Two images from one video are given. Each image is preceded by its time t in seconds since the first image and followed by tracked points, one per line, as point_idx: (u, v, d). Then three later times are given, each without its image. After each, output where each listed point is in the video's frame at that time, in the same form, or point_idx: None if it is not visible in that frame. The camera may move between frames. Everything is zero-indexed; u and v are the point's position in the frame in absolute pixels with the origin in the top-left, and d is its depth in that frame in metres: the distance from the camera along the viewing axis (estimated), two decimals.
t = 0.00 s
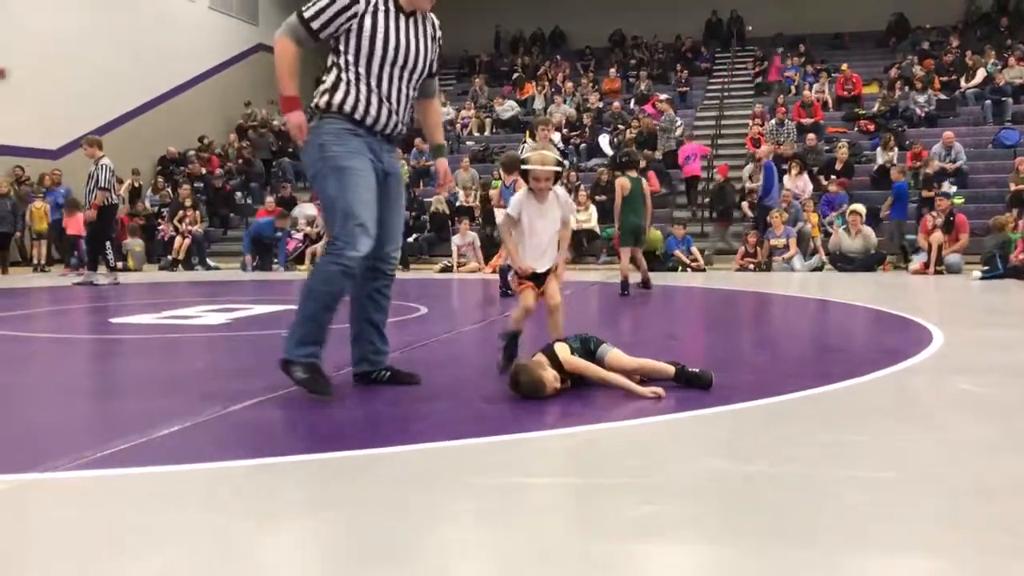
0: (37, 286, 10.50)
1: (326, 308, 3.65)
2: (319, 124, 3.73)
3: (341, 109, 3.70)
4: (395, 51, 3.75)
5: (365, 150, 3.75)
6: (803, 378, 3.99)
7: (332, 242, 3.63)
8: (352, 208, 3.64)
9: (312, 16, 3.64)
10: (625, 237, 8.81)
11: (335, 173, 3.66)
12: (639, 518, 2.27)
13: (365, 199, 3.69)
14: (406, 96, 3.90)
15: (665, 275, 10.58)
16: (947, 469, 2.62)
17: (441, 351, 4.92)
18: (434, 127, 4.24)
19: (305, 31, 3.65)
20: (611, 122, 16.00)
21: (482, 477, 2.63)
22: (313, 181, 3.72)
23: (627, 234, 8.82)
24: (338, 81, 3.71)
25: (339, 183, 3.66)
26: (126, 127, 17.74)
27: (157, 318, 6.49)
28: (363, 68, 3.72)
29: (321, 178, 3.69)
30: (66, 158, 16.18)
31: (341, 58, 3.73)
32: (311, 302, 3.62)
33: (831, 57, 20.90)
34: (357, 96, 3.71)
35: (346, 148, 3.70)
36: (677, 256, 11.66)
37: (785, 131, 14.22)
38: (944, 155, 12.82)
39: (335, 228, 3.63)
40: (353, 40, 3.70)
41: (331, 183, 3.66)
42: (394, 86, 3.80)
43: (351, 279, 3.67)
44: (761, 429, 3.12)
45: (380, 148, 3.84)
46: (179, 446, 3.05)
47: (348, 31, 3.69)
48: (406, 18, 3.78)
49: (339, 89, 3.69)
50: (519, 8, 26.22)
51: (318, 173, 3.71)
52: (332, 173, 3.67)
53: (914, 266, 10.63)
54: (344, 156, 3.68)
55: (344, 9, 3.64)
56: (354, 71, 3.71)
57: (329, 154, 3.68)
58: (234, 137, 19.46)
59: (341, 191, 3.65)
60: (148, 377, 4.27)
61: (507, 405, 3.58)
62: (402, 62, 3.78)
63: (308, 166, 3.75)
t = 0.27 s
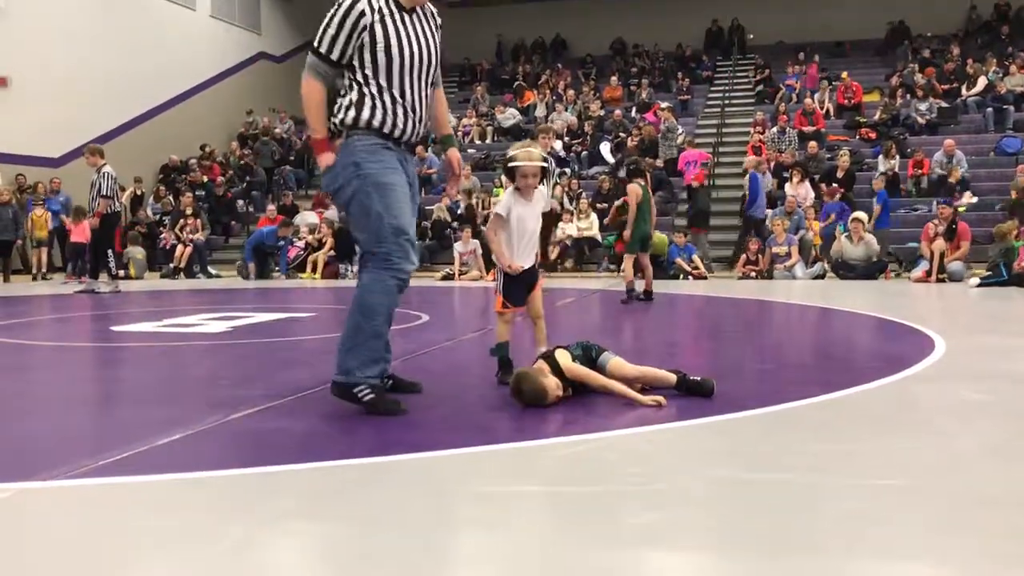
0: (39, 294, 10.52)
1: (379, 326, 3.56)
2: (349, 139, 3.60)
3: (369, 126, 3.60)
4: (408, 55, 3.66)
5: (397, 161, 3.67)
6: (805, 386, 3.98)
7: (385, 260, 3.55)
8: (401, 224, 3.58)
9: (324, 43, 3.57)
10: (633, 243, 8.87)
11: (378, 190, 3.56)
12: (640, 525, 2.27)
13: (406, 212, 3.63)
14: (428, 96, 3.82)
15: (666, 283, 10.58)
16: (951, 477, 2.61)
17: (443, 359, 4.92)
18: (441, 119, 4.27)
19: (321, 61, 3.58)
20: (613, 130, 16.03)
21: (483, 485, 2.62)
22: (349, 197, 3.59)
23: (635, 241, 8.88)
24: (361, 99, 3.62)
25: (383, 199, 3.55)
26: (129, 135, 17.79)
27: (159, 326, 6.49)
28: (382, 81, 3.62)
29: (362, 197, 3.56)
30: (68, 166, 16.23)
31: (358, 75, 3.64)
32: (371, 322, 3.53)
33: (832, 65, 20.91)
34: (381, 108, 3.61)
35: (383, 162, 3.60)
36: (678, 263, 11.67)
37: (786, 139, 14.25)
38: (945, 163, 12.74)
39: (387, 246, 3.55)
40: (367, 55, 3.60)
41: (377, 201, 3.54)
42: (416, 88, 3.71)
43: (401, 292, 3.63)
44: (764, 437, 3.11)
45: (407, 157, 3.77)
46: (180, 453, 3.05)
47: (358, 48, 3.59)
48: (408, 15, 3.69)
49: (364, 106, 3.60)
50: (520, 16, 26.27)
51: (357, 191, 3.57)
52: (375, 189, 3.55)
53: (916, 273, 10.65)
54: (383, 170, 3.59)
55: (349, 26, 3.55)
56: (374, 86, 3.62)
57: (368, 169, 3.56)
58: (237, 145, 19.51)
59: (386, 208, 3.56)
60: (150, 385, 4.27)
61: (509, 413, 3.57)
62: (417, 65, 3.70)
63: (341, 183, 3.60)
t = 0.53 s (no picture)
0: (41, 301, 10.54)
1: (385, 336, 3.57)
2: (364, 145, 3.57)
3: (386, 131, 3.58)
4: (416, 51, 3.63)
5: (411, 169, 3.65)
6: (805, 394, 3.99)
7: (393, 273, 3.55)
8: (411, 236, 3.57)
9: (335, 51, 3.49)
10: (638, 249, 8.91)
11: (391, 200, 3.54)
12: (642, 532, 2.27)
13: (417, 224, 3.63)
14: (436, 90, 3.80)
15: (668, 290, 10.59)
16: (949, 485, 2.62)
17: (445, 366, 4.93)
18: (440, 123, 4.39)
19: (334, 70, 3.51)
20: (615, 137, 16.05)
21: (485, 493, 2.63)
22: (361, 205, 3.57)
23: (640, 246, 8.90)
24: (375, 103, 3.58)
25: (395, 210, 3.54)
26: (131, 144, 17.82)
27: (161, 334, 6.51)
28: (394, 83, 3.59)
29: (375, 206, 3.54)
30: (70, 174, 16.27)
31: (368, 78, 3.59)
32: (376, 336, 3.53)
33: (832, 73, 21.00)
34: (396, 110, 3.59)
35: (398, 171, 3.57)
36: (679, 271, 11.69)
37: (787, 147, 14.27)
38: (946, 170, 12.88)
39: (396, 259, 3.55)
40: (379, 57, 3.56)
41: (389, 212, 3.53)
42: (425, 84, 3.70)
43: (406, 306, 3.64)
44: (764, 445, 3.11)
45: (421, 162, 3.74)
46: (184, 461, 3.05)
47: (367, 51, 3.54)
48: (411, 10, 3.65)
49: (380, 111, 3.56)
50: (521, 24, 26.35)
51: (369, 199, 3.55)
52: (389, 200, 3.54)
53: (918, 281, 10.63)
54: (397, 180, 3.56)
55: (359, 29, 3.48)
56: (386, 89, 3.59)
57: (381, 178, 3.54)
58: (240, 153, 19.58)
59: (398, 219, 3.54)
60: (153, 392, 4.28)
61: (511, 421, 3.58)
62: (425, 60, 3.67)
63: (354, 188, 3.58)
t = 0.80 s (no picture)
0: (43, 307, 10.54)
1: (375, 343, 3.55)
2: (364, 147, 3.52)
3: (388, 131, 3.55)
4: (411, 46, 3.62)
5: (409, 176, 3.62)
6: (809, 400, 3.97)
7: (380, 280, 3.53)
8: (404, 245, 3.56)
9: (322, 20, 3.33)
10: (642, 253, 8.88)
11: (386, 206, 3.52)
12: (646, 539, 2.26)
13: (409, 231, 3.60)
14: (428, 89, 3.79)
15: (670, 296, 10.59)
16: (954, 491, 2.60)
17: (448, 372, 4.92)
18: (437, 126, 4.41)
19: (320, 37, 3.32)
20: (617, 143, 16.06)
21: (487, 499, 2.62)
22: (357, 208, 3.54)
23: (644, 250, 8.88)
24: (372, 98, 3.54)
25: (390, 218, 3.52)
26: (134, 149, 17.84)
27: (164, 339, 6.50)
28: (390, 79, 3.57)
29: (369, 209, 3.52)
30: (73, 179, 16.30)
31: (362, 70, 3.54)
32: (361, 342, 3.51)
33: (834, 78, 21.03)
34: (397, 109, 3.57)
35: (396, 177, 3.55)
36: (681, 277, 11.68)
37: (789, 153, 14.28)
38: (949, 176, 12.75)
39: (385, 265, 3.53)
40: (375, 49, 3.53)
41: (382, 217, 3.51)
42: (418, 82, 3.68)
43: (395, 314, 3.62)
44: (767, 451, 3.10)
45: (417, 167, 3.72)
46: (185, 467, 3.04)
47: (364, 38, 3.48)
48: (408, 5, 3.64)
49: (381, 110, 3.52)
50: (523, 30, 26.38)
51: (363, 202, 3.53)
52: (383, 205, 3.52)
53: (920, 287, 10.66)
54: (394, 186, 3.54)
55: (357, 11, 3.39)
56: (382, 82, 3.56)
57: (379, 183, 3.51)
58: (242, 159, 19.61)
59: (392, 227, 3.53)
60: (155, 398, 4.27)
61: (514, 427, 3.57)
62: (420, 57, 3.67)
63: (351, 191, 3.54)
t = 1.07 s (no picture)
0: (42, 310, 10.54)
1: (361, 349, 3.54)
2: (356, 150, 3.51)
3: (379, 137, 3.54)
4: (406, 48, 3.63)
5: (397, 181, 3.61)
6: (810, 404, 3.97)
7: (367, 285, 3.53)
8: (392, 250, 3.56)
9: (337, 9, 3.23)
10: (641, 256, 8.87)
11: (374, 211, 3.52)
12: (646, 543, 2.26)
13: (397, 237, 3.60)
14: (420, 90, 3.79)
15: (670, 300, 10.59)
16: (954, 496, 2.60)
17: (447, 376, 4.92)
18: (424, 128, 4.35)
19: (338, 29, 3.21)
20: (617, 147, 16.07)
21: (487, 503, 2.62)
22: (346, 213, 3.53)
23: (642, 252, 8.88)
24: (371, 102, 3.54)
25: (379, 224, 3.52)
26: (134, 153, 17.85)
27: (164, 343, 6.50)
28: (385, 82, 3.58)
29: (357, 215, 3.51)
30: (74, 183, 16.31)
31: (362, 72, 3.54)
32: (349, 348, 3.51)
33: (834, 84, 21.04)
34: (390, 112, 3.58)
35: (386, 182, 3.54)
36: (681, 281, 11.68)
37: (789, 157, 14.29)
38: (948, 180, 12.82)
39: (372, 271, 3.53)
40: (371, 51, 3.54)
41: (370, 222, 3.51)
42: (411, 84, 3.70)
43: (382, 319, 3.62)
44: (768, 455, 3.10)
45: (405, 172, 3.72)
46: (186, 471, 3.04)
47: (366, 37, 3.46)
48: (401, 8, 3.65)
49: (376, 114, 3.51)
50: (523, 33, 26.40)
51: (352, 207, 3.52)
52: (372, 210, 3.51)
53: (920, 291, 10.66)
54: (383, 191, 3.53)
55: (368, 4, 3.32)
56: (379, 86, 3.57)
57: (370, 188, 3.50)
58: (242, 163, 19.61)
59: (381, 233, 3.52)
60: (154, 401, 4.27)
61: (514, 432, 3.57)
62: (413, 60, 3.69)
63: (341, 194, 3.52)
